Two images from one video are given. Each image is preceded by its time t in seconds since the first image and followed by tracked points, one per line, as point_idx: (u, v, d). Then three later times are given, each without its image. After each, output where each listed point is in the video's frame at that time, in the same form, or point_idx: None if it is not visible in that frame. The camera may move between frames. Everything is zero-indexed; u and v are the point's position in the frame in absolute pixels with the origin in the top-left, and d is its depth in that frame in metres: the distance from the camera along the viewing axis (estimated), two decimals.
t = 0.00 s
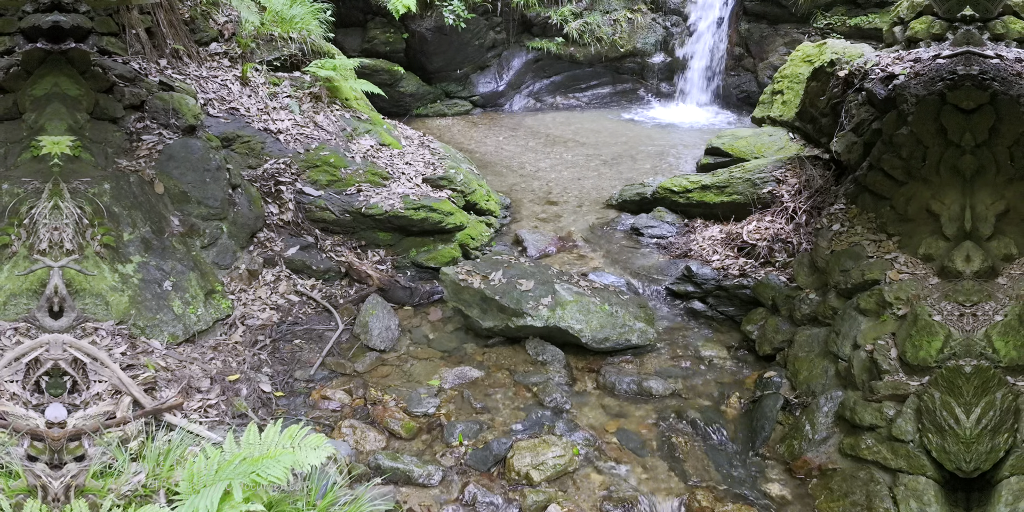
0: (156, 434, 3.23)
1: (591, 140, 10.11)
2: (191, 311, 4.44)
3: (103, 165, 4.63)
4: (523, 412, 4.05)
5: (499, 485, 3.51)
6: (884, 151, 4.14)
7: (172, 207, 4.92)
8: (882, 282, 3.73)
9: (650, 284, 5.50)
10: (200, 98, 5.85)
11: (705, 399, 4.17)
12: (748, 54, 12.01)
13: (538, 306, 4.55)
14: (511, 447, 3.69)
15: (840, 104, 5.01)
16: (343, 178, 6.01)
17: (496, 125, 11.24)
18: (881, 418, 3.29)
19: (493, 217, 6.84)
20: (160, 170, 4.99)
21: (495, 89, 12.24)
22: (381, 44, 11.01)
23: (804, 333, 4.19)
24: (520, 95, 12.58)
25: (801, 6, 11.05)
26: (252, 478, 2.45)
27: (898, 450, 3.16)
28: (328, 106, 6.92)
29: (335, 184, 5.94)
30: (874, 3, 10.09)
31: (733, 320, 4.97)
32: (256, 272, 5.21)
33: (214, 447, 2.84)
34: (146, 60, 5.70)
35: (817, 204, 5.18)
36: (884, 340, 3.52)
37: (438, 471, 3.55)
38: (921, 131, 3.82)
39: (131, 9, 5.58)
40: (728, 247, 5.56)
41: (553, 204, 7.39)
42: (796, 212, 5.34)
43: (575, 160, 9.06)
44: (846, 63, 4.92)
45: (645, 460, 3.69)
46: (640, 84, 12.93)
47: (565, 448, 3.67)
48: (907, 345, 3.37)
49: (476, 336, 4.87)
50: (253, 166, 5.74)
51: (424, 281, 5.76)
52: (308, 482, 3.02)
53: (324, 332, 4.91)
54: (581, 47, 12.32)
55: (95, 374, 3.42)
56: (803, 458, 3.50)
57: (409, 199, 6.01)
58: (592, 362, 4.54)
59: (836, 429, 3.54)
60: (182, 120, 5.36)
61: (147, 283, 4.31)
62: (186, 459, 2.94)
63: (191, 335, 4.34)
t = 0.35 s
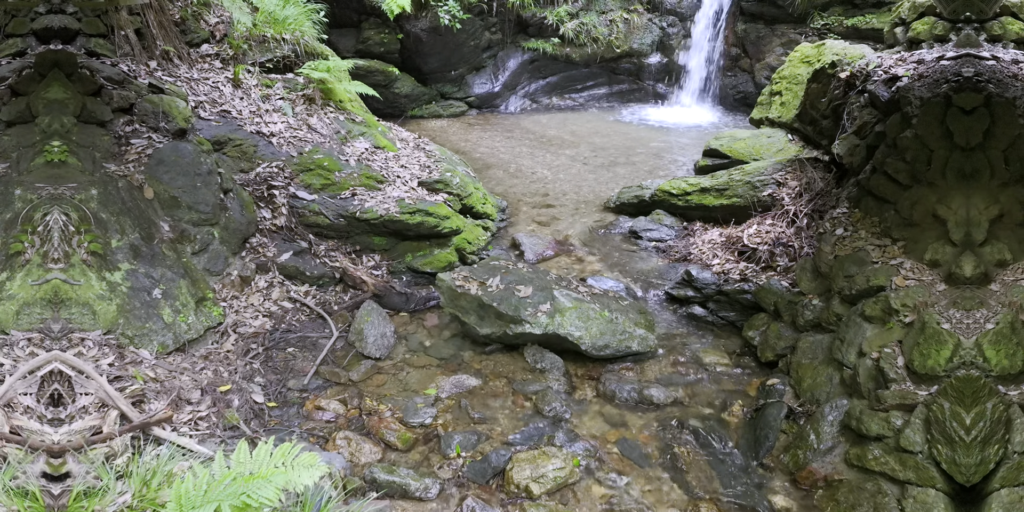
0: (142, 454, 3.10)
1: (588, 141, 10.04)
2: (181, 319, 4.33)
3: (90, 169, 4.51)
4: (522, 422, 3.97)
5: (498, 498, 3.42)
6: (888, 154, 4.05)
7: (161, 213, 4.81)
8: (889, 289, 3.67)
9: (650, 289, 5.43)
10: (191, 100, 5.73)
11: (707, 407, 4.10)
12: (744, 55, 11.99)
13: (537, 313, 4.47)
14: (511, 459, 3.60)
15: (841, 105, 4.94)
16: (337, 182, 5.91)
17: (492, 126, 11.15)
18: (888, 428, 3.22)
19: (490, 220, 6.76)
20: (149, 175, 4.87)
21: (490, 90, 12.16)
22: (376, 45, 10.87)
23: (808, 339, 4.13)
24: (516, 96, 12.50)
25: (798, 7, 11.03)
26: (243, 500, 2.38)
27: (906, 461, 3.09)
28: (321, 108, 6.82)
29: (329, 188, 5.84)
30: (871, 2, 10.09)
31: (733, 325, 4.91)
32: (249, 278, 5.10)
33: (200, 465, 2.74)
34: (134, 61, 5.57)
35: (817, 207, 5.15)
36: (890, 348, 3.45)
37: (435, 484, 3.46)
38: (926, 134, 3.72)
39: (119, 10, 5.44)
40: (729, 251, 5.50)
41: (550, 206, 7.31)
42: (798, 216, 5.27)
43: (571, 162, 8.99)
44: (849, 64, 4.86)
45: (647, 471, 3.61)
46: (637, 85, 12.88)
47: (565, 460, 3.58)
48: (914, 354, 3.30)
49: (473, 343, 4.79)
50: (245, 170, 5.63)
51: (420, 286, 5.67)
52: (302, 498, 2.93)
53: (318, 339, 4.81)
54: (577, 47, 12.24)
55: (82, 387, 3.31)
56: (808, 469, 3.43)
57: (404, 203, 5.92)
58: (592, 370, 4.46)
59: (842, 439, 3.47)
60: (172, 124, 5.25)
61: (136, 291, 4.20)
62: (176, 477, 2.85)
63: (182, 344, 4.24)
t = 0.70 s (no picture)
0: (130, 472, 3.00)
1: (585, 143, 9.95)
2: (172, 329, 4.22)
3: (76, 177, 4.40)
4: (522, 432, 3.88)
5: None
6: (893, 158, 3.98)
7: (152, 219, 4.70)
8: (896, 295, 3.61)
9: (650, 294, 5.35)
10: (182, 103, 5.60)
11: (711, 416, 4.01)
12: (741, 55, 11.97)
13: (536, 320, 4.38)
14: (511, 472, 3.51)
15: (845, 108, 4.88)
16: (332, 186, 5.81)
17: (488, 127, 11.05)
18: (897, 439, 3.15)
19: (487, 224, 6.67)
20: (139, 180, 4.75)
21: (486, 91, 12.07)
22: (370, 46, 10.75)
23: (812, 346, 4.05)
24: (512, 97, 12.41)
25: (795, 7, 11.00)
26: None
27: (917, 473, 3.02)
28: (315, 110, 6.71)
29: (323, 192, 5.73)
30: (868, 3, 10.10)
31: (735, 331, 4.83)
32: (241, 285, 5.00)
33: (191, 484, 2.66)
34: (124, 63, 5.44)
35: (819, 210, 5.09)
36: (899, 356, 3.37)
37: (433, 498, 3.37)
38: (932, 138, 3.65)
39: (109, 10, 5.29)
40: (730, 255, 5.42)
41: (548, 209, 7.23)
42: (800, 219, 5.20)
43: (568, 163, 8.91)
44: (852, 66, 4.82)
45: (650, 482, 3.53)
46: (634, 86, 12.80)
47: (567, 472, 3.49)
48: (924, 362, 3.24)
49: (471, 351, 4.70)
50: (238, 174, 5.51)
51: (417, 292, 5.58)
52: None
53: (312, 347, 4.70)
54: (573, 47, 12.16)
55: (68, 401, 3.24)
56: (815, 480, 3.34)
57: (400, 207, 5.82)
58: (592, 377, 4.38)
59: (850, 449, 3.39)
60: (163, 127, 5.13)
61: (124, 300, 4.08)
62: (164, 496, 2.77)
63: (172, 354, 4.13)
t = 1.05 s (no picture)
0: (117, 491, 2.91)
1: (581, 144, 9.87)
2: (162, 339, 4.10)
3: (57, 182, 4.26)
4: (522, 443, 3.79)
5: None
6: (898, 161, 3.92)
7: (141, 225, 4.57)
8: (905, 302, 3.54)
9: (650, 299, 5.27)
10: (172, 106, 5.48)
11: (715, 425, 3.93)
12: (738, 55, 11.91)
13: (536, 328, 4.29)
14: (512, 486, 3.42)
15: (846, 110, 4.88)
16: (326, 190, 5.69)
17: (484, 128, 10.95)
18: (908, 451, 3.07)
19: (484, 228, 6.57)
20: (127, 185, 4.62)
21: (482, 92, 11.96)
22: (364, 46, 10.59)
23: (818, 354, 3.98)
24: (508, 98, 12.32)
25: (792, 7, 10.96)
26: None
27: (929, 487, 2.95)
28: (309, 113, 6.60)
29: (317, 196, 5.61)
30: (866, 3, 10.06)
31: (738, 337, 4.75)
32: (233, 292, 4.88)
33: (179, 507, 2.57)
34: (112, 65, 5.31)
35: (822, 214, 5.04)
36: (909, 365, 3.28)
37: None
38: (939, 140, 3.60)
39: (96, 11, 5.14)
40: (731, 259, 5.35)
41: (545, 212, 7.14)
42: (802, 223, 5.15)
43: (565, 165, 8.82)
44: (853, 68, 4.83)
45: (654, 495, 3.44)
46: (630, 86, 12.73)
47: (569, 486, 3.40)
48: (935, 372, 3.14)
49: (469, 359, 4.60)
50: (230, 179, 5.39)
51: (413, 298, 5.48)
52: None
53: (306, 356, 4.59)
54: (569, 48, 12.07)
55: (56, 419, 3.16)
56: (823, 493, 3.26)
57: (396, 211, 5.71)
58: (593, 386, 4.29)
59: (859, 461, 3.31)
60: (153, 131, 5.01)
61: (112, 310, 3.97)
62: None
63: (162, 365, 4.02)
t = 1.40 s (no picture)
0: None
1: (577, 145, 9.79)
2: (151, 350, 3.98)
3: (34, 187, 4.09)
4: (523, 456, 3.69)
5: None
6: (904, 164, 3.84)
7: (130, 232, 4.44)
8: (916, 310, 3.46)
9: (651, 304, 5.18)
10: (162, 109, 5.35)
11: (720, 435, 3.84)
12: (734, 56, 11.84)
13: (537, 337, 4.19)
14: (514, 502, 3.32)
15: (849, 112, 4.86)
16: (320, 194, 5.58)
17: (479, 130, 10.85)
18: (920, 463, 3.00)
19: (481, 232, 6.48)
20: (115, 191, 4.48)
21: (477, 93, 11.85)
22: (358, 47, 10.42)
23: (824, 361, 3.90)
24: (503, 99, 12.21)
25: (789, 7, 10.90)
26: None
27: (942, 500, 2.87)
28: (302, 115, 6.48)
29: (311, 201, 5.50)
30: (863, 3, 10.00)
31: (741, 344, 4.67)
32: (225, 300, 4.76)
33: None
34: (99, 67, 5.17)
35: (825, 217, 5.06)
36: (920, 375, 3.21)
37: None
38: (948, 143, 3.53)
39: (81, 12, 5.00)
40: (733, 263, 5.28)
41: (543, 215, 7.04)
42: (806, 226, 5.13)
43: (562, 167, 8.73)
44: (857, 69, 4.82)
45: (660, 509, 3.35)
46: (625, 87, 12.67)
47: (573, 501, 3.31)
48: (948, 383, 3.08)
49: (467, 367, 4.50)
50: (221, 184, 5.27)
51: (409, 305, 5.38)
52: None
53: (300, 366, 4.47)
54: (564, 48, 11.99)
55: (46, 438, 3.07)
56: (833, 507, 3.18)
57: (391, 216, 5.60)
58: (594, 395, 4.20)
59: (869, 473, 3.23)
60: (141, 135, 4.88)
61: (99, 320, 3.83)
62: None
63: (151, 377, 3.90)
